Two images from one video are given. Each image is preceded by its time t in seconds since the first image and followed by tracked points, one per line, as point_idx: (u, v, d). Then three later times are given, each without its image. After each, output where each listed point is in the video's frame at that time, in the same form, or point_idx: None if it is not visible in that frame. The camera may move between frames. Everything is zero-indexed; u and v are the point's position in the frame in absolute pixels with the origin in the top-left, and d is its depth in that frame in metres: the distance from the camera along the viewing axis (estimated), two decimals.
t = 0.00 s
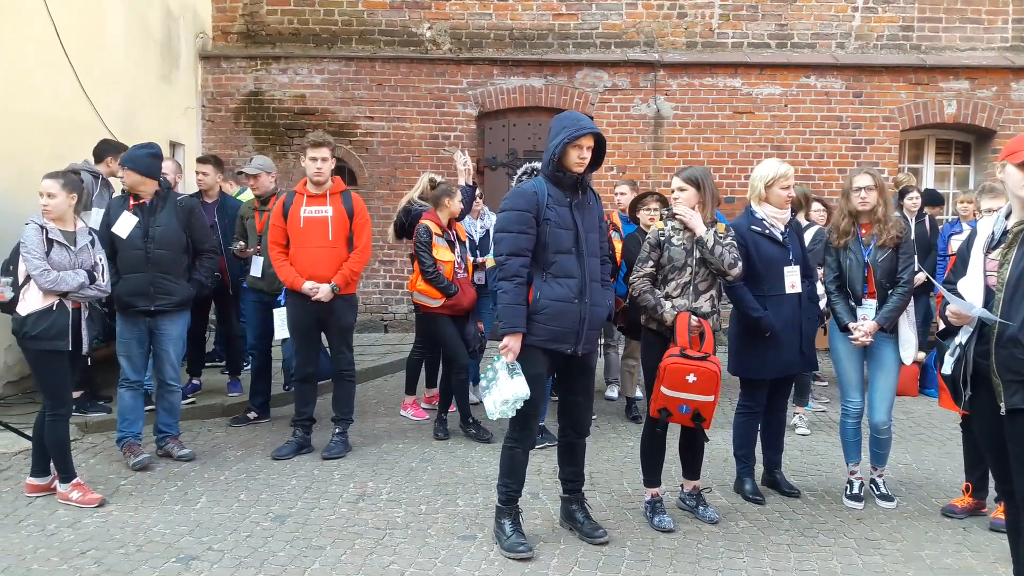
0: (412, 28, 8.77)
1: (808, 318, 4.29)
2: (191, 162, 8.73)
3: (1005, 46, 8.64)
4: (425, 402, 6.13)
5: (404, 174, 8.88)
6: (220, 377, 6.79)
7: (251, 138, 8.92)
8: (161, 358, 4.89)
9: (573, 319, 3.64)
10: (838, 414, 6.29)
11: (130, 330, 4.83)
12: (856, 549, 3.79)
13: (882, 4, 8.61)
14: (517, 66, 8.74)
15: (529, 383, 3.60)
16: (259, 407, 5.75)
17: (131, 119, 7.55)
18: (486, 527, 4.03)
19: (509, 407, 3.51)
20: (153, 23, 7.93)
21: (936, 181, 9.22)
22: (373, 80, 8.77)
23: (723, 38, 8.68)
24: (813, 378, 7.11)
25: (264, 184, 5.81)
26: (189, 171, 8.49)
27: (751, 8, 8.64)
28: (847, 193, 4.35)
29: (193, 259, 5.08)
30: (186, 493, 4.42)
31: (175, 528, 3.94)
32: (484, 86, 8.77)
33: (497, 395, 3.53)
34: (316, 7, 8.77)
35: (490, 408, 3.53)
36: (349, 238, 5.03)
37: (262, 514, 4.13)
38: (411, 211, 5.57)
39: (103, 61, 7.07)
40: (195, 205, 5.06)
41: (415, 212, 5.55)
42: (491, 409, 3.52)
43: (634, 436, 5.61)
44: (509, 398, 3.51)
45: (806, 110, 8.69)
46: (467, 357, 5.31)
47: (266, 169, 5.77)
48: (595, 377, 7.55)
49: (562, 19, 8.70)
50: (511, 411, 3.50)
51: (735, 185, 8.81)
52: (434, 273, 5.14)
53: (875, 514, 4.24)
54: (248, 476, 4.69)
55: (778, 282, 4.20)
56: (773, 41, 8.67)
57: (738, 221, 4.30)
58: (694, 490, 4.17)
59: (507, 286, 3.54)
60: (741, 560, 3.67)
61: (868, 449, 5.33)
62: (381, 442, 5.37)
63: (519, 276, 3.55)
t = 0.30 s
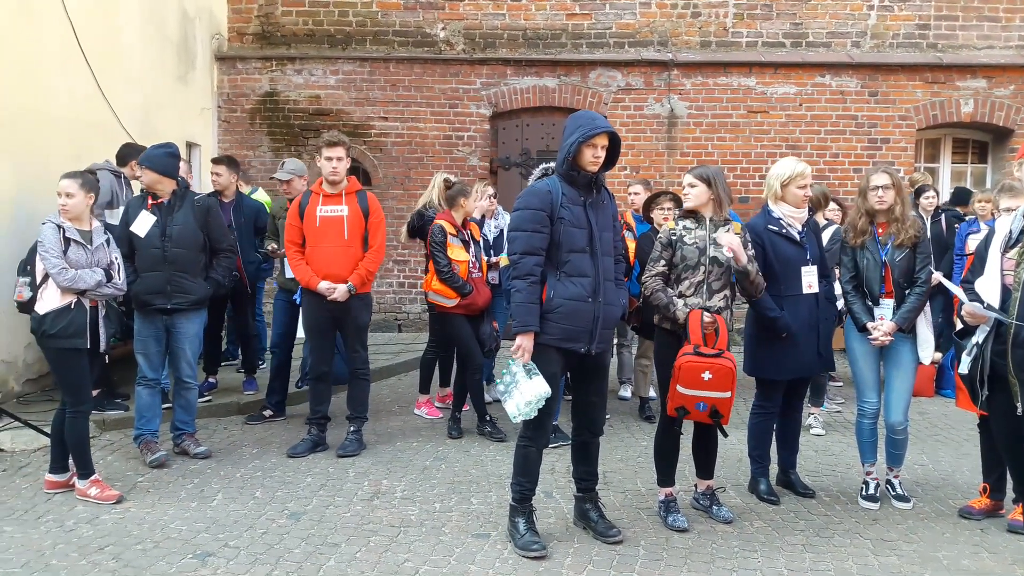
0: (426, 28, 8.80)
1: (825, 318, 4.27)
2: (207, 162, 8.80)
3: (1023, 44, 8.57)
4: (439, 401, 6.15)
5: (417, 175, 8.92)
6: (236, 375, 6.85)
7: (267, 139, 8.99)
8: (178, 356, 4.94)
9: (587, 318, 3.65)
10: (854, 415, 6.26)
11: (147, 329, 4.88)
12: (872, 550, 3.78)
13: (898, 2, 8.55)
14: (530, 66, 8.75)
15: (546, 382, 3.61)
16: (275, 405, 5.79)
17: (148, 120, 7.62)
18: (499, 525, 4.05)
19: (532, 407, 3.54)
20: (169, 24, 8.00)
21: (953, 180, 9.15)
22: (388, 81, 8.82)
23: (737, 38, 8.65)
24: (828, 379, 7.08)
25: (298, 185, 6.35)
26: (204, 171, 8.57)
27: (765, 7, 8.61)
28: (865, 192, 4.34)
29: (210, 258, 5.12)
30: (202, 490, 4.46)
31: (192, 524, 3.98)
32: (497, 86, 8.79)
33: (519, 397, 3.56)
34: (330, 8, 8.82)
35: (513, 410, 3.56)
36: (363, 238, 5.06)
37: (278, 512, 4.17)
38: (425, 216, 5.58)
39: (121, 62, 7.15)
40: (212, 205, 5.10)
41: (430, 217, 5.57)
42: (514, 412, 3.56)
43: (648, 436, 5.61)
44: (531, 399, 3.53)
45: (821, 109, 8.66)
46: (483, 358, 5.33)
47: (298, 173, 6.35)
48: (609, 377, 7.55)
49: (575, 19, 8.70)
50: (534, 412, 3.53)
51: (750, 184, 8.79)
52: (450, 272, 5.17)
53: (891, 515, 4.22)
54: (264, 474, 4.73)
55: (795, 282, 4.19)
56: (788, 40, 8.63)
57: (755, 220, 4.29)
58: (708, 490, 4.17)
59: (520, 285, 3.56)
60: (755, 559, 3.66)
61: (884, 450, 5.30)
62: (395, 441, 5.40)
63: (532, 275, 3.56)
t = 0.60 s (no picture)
0: (439, 29, 8.81)
1: (842, 319, 4.25)
2: (222, 163, 8.87)
3: None
4: (452, 401, 6.17)
5: (431, 175, 8.94)
6: (250, 374, 6.89)
7: (281, 139, 9.04)
8: (193, 355, 4.98)
9: (601, 318, 3.65)
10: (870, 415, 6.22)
11: (163, 327, 4.91)
12: (887, 551, 3.76)
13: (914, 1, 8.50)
14: (543, 66, 8.76)
15: (561, 381, 3.62)
16: (291, 404, 5.83)
17: (164, 121, 7.68)
18: (513, 524, 4.05)
19: (546, 407, 3.54)
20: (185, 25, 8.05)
21: (969, 180, 9.08)
22: (401, 82, 8.85)
23: (752, 37, 8.62)
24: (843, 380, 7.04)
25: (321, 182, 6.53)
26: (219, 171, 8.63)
27: (780, 6, 8.57)
28: (881, 192, 4.32)
29: (227, 258, 5.15)
30: (218, 488, 4.49)
31: (208, 522, 4.01)
32: (510, 86, 8.80)
33: (534, 396, 3.56)
34: (345, 8, 8.85)
35: (527, 410, 3.57)
36: (379, 238, 5.09)
37: (292, 510, 4.19)
38: (437, 214, 5.65)
39: (137, 63, 7.21)
40: (228, 205, 5.13)
41: (441, 216, 5.61)
42: (528, 411, 3.56)
43: (661, 436, 5.60)
44: (547, 398, 3.53)
45: (836, 108, 8.61)
46: (495, 357, 5.36)
47: (322, 172, 6.53)
48: (623, 377, 7.55)
49: (589, 19, 8.70)
50: (548, 411, 3.53)
51: (764, 184, 8.75)
52: (462, 272, 5.19)
53: (907, 516, 4.19)
54: (279, 473, 4.76)
55: (812, 283, 4.18)
56: (802, 39, 8.59)
57: (773, 220, 4.28)
58: (722, 490, 4.16)
59: (534, 285, 3.56)
60: (770, 560, 3.65)
61: (900, 451, 5.27)
62: (409, 440, 5.42)
63: (546, 274, 3.57)
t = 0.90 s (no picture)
0: (451, 29, 8.83)
1: (855, 320, 4.21)
2: (234, 164, 8.91)
3: None
4: (463, 401, 6.17)
5: (442, 175, 8.96)
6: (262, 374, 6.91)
7: (293, 140, 9.07)
8: (205, 354, 5.00)
9: (612, 317, 3.64)
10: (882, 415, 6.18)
11: (175, 326, 4.94)
12: (900, 552, 3.73)
13: None
14: (555, 66, 8.76)
15: (570, 381, 3.61)
16: (304, 404, 5.84)
17: (176, 122, 7.72)
18: (523, 524, 4.04)
19: (553, 407, 3.53)
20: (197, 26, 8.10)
21: (983, 180, 9.02)
22: (413, 82, 8.87)
23: (764, 36, 8.59)
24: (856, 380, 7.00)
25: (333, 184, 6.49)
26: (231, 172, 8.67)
27: (792, 5, 8.54)
28: (892, 191, 4.28)
29: (238, 257, 5.18)
30: (229, 487, 4.51)
31: (219, 521, 4.02)
32: (522, 86, 8.81)
33: (541, 396, 3.56)
34: (356, 9, 8.88)
35: (534, 409, 3.56)
36: (391, 238, 5.11)
37: (303, 509, 4.20)
38: (446, 215, 5.63)
39: (150, 65, 7.26)
40: (240, 205, 5.15)
41: (450, 216, 5.60)
42: (535, 410, 3.56)
43: (672, 436, 5.58)
44: (553, 398, 3.53)
45: (848, 108, 8.57)
46: (505, 356, 5.36)
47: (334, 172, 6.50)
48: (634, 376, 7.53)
49: (600, 19, 8.69)
50: (554, 412, 3.52)
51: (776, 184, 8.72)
52: (468, 270, 5.20)
53: (920, 517, 4.16)
54: (290, 471, 4.77)
55: (825, 284, 4.14)
56: (815, 39, 8.56)
57: (786, 219, 4.26)
58: (734, 490, 4.14)
59: (545, 284, 3.56)
60: (781, 560, 3.63)
61: (912, 451, 5.24)
62: (419, 440, 5.42)
63: (557, 274, 3.56)
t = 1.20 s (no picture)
0: (456, 29, 8.84)
1: (861, 320, 4.21)
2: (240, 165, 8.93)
3: None
4: (468, 401, 6.17)
5: (448, 175, 8.97)
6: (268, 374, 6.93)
7: (298, 140, 9.10)
8: (211, 354, 5.01)
9: (618, 317, 3.63)
10: (887, 416, 6.16)
11: (182, 326, 4.96)
12: (906, 553, 3.71)
13: None
14: (560, 66, 8.76)
15: (573, 381, 3.60)
16: (308, 406, 5.80)
17: (182, 122, 7.75)
18: (528, 524, 4.04)
19: (555, 407, 3.52)
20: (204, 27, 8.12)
21: (990, 180, 8.98)
22: (418, 82, 8.88)
23: (770, 36, 8.58)
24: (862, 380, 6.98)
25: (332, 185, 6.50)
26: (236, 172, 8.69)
27: (798, 5, 8.52)
28: (899, 190, 4.27)
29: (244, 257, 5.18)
30: (234, 487, 4.51)
31: (224, 521, 4.02)
32: (527, 86, 8.81)
33: (544, 395, 3.55)
34: (362, 9, 8.90)
35: (537, 408, 3.56)
36: (385, 238, 5.12)
37: (308, 509, 4.20)
38: (450, 216, 5.53)
39: (156, 66, 7.29)
40: (245, 205, 5.16)
41: (456, 216, 5.52)
42: (537, 410, 3.55)
43: (677, 436, 5.57)
44: (555, 398, 3.52)
45: (854, 108, 8.55)
46: (504, 355, 5.36)
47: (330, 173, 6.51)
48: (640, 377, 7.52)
49: (606, 19, 8.69)
50: (557, 412, 3.51)
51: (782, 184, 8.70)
52: (471, 270, 5.22)
53: (926, 517, 4.14)
54: (294, 471, 4.78)
55: (831, 285, 4.14)
56: (821, 38, 8.54)
57: (794, 219, 4.24)
58: (739, 491, 4.13)
59: (550, 284, 3.55)
60: (786, 561, 3.61)
61: (919, 451, 5.22)
62: (424, 440, 5.42)
63: (563, 274, 3.55)
